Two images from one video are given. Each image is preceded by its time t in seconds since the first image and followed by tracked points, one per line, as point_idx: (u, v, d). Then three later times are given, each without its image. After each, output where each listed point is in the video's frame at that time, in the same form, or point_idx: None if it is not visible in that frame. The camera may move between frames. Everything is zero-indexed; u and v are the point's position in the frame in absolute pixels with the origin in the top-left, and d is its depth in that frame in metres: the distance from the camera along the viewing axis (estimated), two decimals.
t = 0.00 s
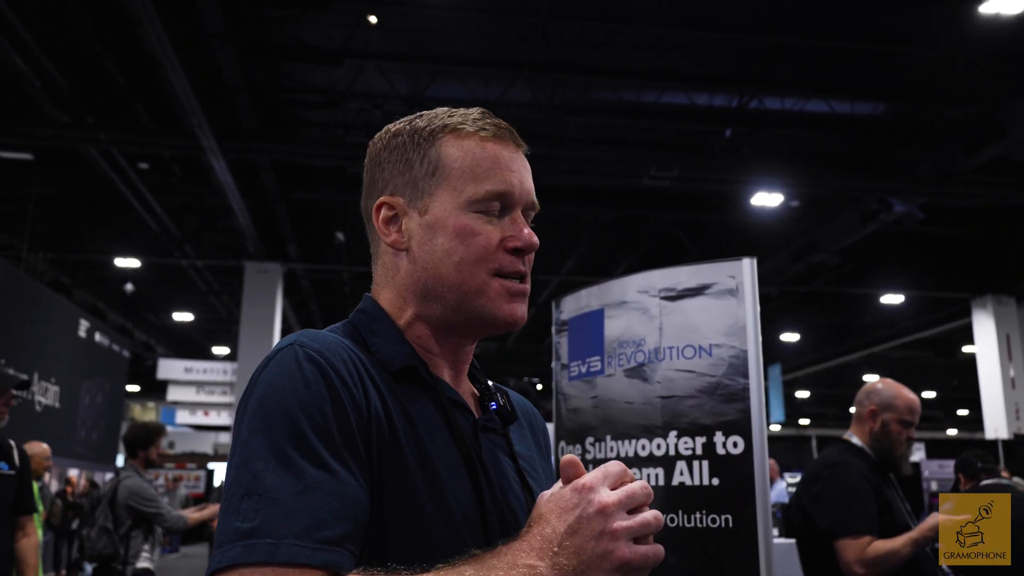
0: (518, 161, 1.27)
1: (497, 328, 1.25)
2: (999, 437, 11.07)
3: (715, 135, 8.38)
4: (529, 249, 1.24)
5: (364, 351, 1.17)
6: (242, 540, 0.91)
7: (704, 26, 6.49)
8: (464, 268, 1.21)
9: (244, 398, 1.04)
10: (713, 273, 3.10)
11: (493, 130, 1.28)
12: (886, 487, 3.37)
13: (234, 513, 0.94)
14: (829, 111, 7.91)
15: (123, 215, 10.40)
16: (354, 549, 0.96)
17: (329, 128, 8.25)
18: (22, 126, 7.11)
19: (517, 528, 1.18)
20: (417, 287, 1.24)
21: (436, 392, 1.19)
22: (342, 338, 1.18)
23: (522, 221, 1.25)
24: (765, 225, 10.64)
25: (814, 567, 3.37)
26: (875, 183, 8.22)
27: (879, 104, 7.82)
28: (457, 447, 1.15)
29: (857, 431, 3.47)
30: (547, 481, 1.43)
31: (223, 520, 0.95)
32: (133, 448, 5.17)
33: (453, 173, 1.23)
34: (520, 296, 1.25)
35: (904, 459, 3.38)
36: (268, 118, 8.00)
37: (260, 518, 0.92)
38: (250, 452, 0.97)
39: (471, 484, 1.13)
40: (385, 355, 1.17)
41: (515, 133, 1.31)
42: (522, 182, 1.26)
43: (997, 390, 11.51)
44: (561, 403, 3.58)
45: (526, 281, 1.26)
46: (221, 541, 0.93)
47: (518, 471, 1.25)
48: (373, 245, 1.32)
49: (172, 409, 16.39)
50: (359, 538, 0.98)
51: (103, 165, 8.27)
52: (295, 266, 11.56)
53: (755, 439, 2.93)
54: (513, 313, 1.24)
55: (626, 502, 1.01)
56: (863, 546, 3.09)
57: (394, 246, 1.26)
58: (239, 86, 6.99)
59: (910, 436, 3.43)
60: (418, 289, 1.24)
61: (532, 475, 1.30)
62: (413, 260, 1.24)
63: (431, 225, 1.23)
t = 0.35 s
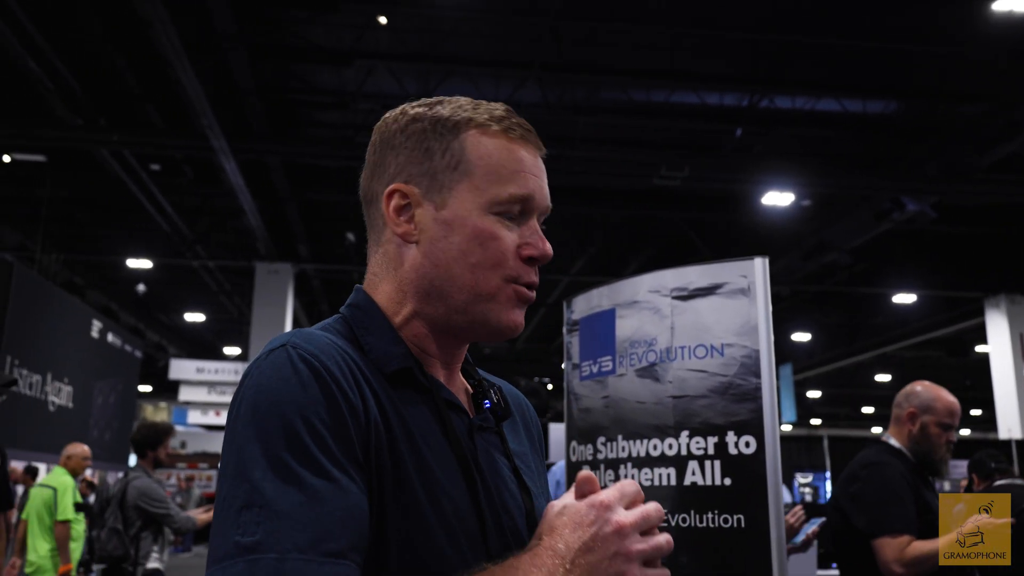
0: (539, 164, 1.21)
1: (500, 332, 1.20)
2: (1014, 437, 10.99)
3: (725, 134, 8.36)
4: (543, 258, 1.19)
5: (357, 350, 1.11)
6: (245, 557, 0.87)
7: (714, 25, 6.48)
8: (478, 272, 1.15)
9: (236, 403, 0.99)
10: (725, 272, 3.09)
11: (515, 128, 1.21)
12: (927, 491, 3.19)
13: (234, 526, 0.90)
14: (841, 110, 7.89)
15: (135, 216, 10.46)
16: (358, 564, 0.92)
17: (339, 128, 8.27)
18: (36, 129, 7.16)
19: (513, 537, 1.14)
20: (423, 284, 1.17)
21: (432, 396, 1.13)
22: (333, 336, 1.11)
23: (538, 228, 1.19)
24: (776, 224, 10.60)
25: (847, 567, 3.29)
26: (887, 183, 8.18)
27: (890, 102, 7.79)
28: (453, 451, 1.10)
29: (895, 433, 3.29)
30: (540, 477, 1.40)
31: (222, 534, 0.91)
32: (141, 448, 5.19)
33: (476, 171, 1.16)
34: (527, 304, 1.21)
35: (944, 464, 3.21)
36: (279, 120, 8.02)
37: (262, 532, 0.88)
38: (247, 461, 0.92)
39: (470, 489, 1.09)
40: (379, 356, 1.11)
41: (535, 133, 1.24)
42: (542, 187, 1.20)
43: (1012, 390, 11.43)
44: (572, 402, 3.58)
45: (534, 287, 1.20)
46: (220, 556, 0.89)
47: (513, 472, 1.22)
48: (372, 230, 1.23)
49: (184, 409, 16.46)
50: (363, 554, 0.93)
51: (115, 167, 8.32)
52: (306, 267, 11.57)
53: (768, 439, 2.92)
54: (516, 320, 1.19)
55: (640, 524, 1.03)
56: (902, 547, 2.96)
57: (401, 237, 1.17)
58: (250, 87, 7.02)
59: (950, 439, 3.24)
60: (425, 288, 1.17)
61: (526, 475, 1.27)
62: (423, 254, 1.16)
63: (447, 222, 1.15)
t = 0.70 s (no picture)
0: (584, 190, 1.21)
1: (531, 352, 1.18)
2: None
3: (737, 138, 8.35)
4: (581, 284, 1.18)
5: (378, 360, 1.06)
6: None
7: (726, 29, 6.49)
8: (530, 293, 1.13)
9: (257, 419, 0.94)
10: (737, 279, 3.09)
11: (567, 152, 1.20)
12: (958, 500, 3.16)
13: (266, 551, 0.85)
14: (853, 113, 7.87)
15: (147, 219, 10.51)
16: None
17: (351, 132, 8.30)
18: (49, 131, 7.19)
19: (524, 561, 1.09)
20: (471, 297, 1.13)
21: (451, 408, 1.08)
22: (352, 346, 1.05)
23: (579, 254, 1.19)
24: (786, 227, 10.58)
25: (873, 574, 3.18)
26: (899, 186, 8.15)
27: (902, 105, 7.78)
28: (468, 465, 1.05)
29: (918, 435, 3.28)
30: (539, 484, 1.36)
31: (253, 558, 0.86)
32: (149, 451, 5.20)
33: (539, 193, 1.14)
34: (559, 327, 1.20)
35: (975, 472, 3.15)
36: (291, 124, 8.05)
37: (299, 559, 0.84)
38: (277, 484, 0.88)
39: (484, 508, 1.03)
40: (399, 368, 1.06)
41: (578, 158, 1.24)
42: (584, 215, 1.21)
43: None
44: (583, 409, 3.57)
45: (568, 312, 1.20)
46: None
47: (522, 481, 1.17)
48: (411, 235, 1.17)
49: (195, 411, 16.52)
50: None
51: (128, 169, 8.36)
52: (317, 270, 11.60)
53: (782, 446, 2.91)
54: (550, 344, 1.18)
55: None
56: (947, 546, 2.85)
57: (453, 246, 1.12)
58: (263, 91, 7.06)
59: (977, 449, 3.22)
60: (473, 300, 1.12)
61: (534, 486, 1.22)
62: (478, 267, 1.12)
63: (505, 239, 1.12)
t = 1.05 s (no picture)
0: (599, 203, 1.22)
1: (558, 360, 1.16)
2: None
3: (745, 146, 8.34)
4: (602, 289, 1.18)
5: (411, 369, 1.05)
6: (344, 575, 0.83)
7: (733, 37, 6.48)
8: (551, 296, 1.13)
9: (298, 426, 0.93)
10: (744, 287, 3.09)
11: (579, 167, 1.22)
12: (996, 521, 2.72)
13: (325, 546, 0.85)
14: (862, 121, 7.86)
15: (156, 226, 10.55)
16: None
17: (359, 139, 8.32)
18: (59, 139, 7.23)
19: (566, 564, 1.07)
20: (496, 305, 1.12)
21: (486, 411, 1.07)
22: (387, 358, 1.05)
23: (598, 263, 1.19)
24: (794, 235, 10.56)
25: None
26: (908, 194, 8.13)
27: (910, 113, 7.77)
28: (506, 467, 1.03)
29: (942, 441, 2.85)
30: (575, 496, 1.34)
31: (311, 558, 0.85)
32: (156, 459, 5.21)
33: (553, 203, 1.15)
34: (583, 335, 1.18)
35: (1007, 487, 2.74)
36: (299, 131, 8.07)
37: (357, 552, 0.84)
38: (329, 483, 0.88)
39: (524, 510, 1.01)
40: (434, 376, 1.05)
41: (593, 175, 1.26)
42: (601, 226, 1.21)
43: None
44: (590, 416, 3.57)
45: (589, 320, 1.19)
46: None
47: (559, 486, 1.16)
48: (439, 255, 1.17)
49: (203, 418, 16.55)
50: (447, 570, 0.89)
51: (137, 177, 8.40)
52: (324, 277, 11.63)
53: (787, 455, 2.92)
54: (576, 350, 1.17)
55: None
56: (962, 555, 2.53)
57: (476, 257, 1.13)
58: (270, 98, 7.09)
59: (1004, 464, 2.81)
60: (499, 308, 1.12)
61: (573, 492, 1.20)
62: (500, 276, 1.12)
63: (525, 247, 1.13)
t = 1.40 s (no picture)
0: (616, 207, 1.24)
1: (579, 351, 1.18)
2: None
3: (750, 146, 8.34)
4: (613, 281, 1.17)
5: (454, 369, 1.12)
6: (421, 545, 0.91)
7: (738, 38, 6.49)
8: (551, 288, 1.15)
9: (363, 421, 1.03)
10: (743, 286, 3.10)
11: (591, 174, 1.25)
12: None
13: (401, 522, 0.93)
14: (867, 122, 7.85)
15: (161, 223, 10.55)
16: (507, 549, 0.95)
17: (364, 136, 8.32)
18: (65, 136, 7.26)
19: (599, 551, 1.14)
20: (508, 305, 1.18)
21: (523, 410, 1.14)
22: (433, 361, 1.13)
23: (609, 259, 1.18)
24: (799, 235, 10.54)
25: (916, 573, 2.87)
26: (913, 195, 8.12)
27: (916, 114, 7.76)
28: (543, 463, 1.10)
29: (976, 433, 2.96)
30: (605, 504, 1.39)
31: (389, 531, 0.94)
32: (158, 456, 5.21)
33: (553, 207, 1.19)
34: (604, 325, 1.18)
35: None
36: (304, 129, 8.08)
37: (430, 523, 0.92)
38: (398, 468, 0.96)
39: (558, 500, 1.08)
40: (476, 375, 1.13)
41: (613, 184, 1.28)
42: (617, 226, 1.22)
43: None
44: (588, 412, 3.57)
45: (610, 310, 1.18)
46: (396, 548, 0.92)
47: (592, 484, 1.22)
48: (473, 275, 1.28)
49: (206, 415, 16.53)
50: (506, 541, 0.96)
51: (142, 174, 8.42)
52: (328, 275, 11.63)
53: (786, 452, 2.93)
54: (592, 339, 1.17)
55: None
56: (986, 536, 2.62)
57: (490, 268, 1.22)
58: (275, 97, 7.10)
59: None
60: (510, 309, 1.18)
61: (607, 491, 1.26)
62: (509, 280, 1.19)
63: (527, 250, 1.18)
